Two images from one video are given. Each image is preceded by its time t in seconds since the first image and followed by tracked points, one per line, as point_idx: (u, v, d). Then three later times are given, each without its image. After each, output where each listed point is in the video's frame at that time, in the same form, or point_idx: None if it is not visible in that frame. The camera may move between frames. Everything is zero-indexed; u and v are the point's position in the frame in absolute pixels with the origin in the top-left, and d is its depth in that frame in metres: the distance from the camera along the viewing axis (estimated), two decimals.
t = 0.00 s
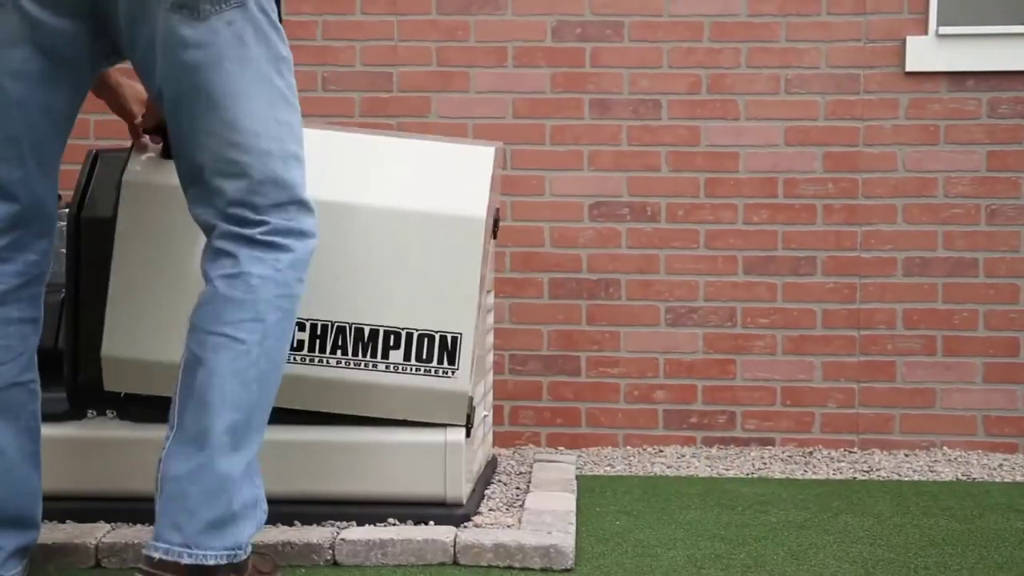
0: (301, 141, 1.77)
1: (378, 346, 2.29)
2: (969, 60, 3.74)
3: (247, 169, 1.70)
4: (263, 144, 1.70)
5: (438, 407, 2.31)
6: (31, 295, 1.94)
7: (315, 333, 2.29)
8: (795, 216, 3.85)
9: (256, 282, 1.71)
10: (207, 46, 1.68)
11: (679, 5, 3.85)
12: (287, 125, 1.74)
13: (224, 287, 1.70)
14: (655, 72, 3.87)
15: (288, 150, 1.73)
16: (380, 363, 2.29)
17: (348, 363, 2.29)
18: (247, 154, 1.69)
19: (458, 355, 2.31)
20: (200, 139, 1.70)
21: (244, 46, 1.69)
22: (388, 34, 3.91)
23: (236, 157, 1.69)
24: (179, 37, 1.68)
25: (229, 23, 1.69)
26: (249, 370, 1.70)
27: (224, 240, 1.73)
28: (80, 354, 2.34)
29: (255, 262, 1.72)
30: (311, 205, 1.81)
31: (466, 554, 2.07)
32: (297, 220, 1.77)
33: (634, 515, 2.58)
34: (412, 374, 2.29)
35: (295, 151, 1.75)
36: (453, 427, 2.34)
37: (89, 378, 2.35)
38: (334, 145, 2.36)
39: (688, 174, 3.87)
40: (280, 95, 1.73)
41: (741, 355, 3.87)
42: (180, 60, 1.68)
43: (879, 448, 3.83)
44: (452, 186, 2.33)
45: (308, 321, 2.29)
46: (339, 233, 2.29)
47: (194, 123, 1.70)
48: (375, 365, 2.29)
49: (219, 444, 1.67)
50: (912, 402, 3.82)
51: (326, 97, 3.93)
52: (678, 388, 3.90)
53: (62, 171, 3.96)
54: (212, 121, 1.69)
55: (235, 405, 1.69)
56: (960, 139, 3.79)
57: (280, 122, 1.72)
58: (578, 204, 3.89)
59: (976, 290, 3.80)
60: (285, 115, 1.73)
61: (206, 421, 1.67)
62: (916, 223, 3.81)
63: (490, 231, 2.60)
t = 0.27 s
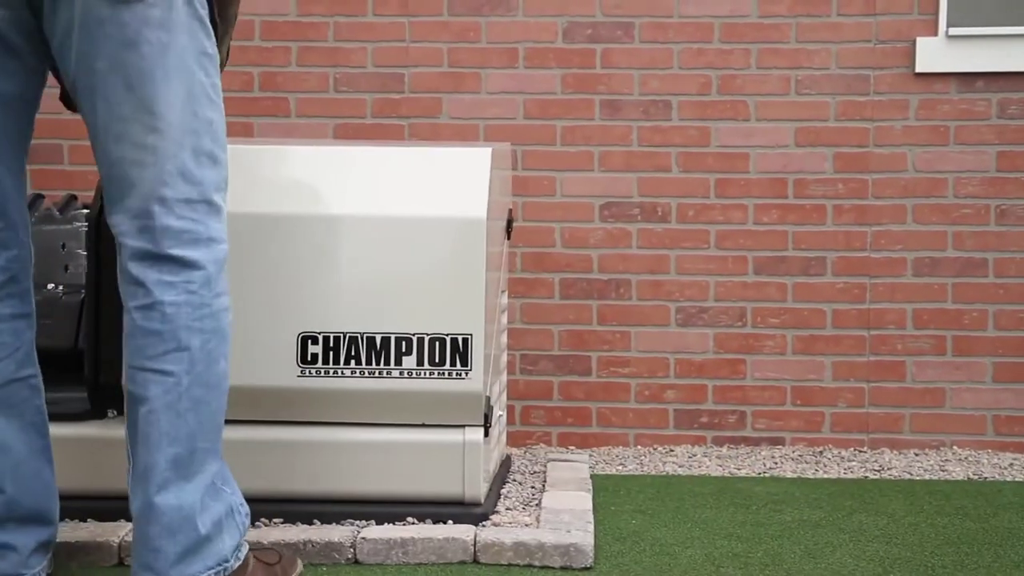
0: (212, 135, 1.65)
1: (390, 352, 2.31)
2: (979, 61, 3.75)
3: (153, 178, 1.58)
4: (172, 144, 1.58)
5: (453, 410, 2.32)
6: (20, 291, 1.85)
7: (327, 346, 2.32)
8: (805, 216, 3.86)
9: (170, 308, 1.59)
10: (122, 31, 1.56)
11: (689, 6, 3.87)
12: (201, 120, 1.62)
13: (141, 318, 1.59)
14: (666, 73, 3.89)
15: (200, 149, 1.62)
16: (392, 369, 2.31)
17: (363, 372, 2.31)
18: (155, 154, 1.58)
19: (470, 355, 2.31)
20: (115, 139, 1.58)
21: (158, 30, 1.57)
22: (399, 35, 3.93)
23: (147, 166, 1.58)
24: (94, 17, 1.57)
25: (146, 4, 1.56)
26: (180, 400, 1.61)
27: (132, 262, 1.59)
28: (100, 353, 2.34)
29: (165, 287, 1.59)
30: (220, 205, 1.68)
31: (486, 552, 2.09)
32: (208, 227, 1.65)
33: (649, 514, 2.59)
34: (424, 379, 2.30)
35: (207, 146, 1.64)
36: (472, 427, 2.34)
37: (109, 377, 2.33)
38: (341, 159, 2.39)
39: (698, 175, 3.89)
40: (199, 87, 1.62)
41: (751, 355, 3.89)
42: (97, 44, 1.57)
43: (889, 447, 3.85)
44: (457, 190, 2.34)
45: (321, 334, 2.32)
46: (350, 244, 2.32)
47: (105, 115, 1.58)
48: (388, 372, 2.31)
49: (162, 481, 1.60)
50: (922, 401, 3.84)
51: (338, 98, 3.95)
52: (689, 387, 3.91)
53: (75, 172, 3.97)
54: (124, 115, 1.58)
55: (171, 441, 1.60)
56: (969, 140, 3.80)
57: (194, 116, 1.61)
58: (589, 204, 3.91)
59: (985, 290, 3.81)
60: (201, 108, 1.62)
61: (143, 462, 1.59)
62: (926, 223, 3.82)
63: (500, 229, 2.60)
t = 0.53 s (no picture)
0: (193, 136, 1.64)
1: (413, 351, 2.33)
2: (992, 60, 3.77)
3: (136, 187, 1.59)
4: (148, 149, 1.59)
5: (476, 407, 2.34)
6: (17, 286, 1.89)
7: (350, 344, 2.34)
8: (818, 215, 3.88)
9: (172, 309, 1.61)
10: (89, 46, 1.58)
11: (703, 6, 3.88)
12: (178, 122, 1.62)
13: (143, 321, 1.61)
14: (680, 73, 3.90)
15: (179, 151, 1.62)
16: (415, 367, 2.33)
17: (388, 370, 2.33)
18: (135, 161, 1.58)
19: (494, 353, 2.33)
20: (94, 154, 1.59)
21: (121, 40, 1.58)
22: (414, 35, 3.94)
23: (129, 174, 1.58)
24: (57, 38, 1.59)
25: (106, 17, 1.58)
26: (189, 399, 1.63)
27: (128, 268, 1.60)
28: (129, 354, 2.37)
29: (164, 290, 1.61)
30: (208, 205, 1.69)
31: (512, 548, 2.11)
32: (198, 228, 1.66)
33: (669, 511, 2.62)
34: (448, 377, 2.33)
35: (186, 149, 1.64)
36: (494, 424, 2.37)
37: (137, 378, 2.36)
38: (355, 159, 2.40)
39: (712, 174, 3.90)
40: (173, 91, 1.61)
41: (765, 353, 3.90)
42: (66, 61, 1.59)
43: (902, 445, 3.87)
44: (476, 190, 2.35)
45: (345, 333, 2.34)
46: (369, 244, 2.34)
47: (82, 130, 1.60)
48: (413, 370, 2.33)
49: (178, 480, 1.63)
50: (935, 400, 3.86)
51: (353, 98, 3.96)
52: (703, 385, 3.93)
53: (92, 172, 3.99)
54: (100, 128, 1.58)
55: (184, 439, 1.64)
56: (983, 139, 3.82)
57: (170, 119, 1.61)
58: (603, 203, 3.92)
59: (999, 289, 3.83)
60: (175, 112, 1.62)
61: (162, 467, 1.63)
62: (939, 222, 3.84)
63: (519, 229, 2.61)
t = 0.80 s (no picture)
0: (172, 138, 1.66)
1: (433, 350, 2.35)
2: (1001, 61, 3.78)
3: (107, 186, 1.64)
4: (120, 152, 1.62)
5: (495, 406, 2.36)
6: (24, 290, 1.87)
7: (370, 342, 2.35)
8: (828, 215, 3.89)
9: (110, 303, 1.63)
10: (65, 52, 1.62)
11: (713, 7, 3.90)
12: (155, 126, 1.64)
13: (86, 314, 1.62)
14: (690, 73, 3.92)
15: (155, 155, 1.65)
16: (436, 367, 2.35)
17: (407, 369, 2.35)
18: (109, 162, 1.63)
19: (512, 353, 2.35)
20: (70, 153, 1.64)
21: (97, 47, 1.61)
22: (425, 35, 3.96)
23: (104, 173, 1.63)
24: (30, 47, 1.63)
25: (80, 26, 1.61)
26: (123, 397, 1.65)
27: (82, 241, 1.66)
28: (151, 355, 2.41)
29: (104, 279, 1.63)
30: (189, 205, 1.71)
31: (532, 547, 2.13)
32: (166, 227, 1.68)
33: (684, 509, 2.63)
34: (468, 376, 2.34)
35: (166, 152, 1.66)
36: (513, 423, 2.39)
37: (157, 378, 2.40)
38: (367, 160, 2.42)
39: (722, 174, 3.92)
40: (151, 95, 1.64)
41: (775, 353, 3.92)
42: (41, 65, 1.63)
43: (912, 444, 3.89)
44: (486, 190, 2.37)
45: (365, 332, 2.35)
46: (378, 243, 2.36)
47: (59, 131, 1.64)
48: (433, 370, 2.34)
49: (56, 471, 1.58)
50: (945, 399, 3.87)
51: (364, 98, 3.98)
52: (713, 384, 3.95)
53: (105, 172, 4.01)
54: (71, 131, 1.63)
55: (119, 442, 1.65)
56: (992, 139, 3.83)
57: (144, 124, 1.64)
58: (614, 203, 3.94)
59: (1008, 288, 3.84)
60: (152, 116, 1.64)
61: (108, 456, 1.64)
62: (949, 222, 3.85)
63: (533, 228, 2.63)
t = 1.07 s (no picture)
0: (45, 170, 1.77)
1: (451, 348, 2.36)
2: (1011, 61, 3.79)
3: None
4: None
5: (513, 406, 2.38)
6: None
7: (388, 340, 2.36)
8: (838, 215, 3.90)
9: None
10: None
11: (723, 7, 3.91)
12: (28, 151, 1.75)
13: None
14: (700, 73, 3.93)
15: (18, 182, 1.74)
16: (454, 365, 2.37)
17: (425, 368, 2.37)
18: None
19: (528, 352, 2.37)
20: None
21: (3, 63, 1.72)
22: (436, 36, 3.98)
23: None
24: None
25: None
26: None
27: None
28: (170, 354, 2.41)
29: None
30: (43, 243, 1.78)
31: (550, 544, 2.14)
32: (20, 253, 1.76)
33: (697, 507, 2.65)
34: (486, 375, 2.36)
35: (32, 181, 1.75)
36: (530, 421, 2.41)
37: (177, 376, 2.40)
38: (383, 159, 2.44)
39: (732, 173, 3.93)
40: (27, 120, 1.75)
41: (785, 352, 3.93)
42: None
43: (922, 443, 3.90)
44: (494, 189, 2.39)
45: (382, 331, 2.37)
46: (385, 242, 2.37)
47: None
48: (451, 368, 2.37)
49: None
50: (955, 398, 3.89)
51: (376, 98, 3.99)
52: (723, 383, 3.96)
53: (117, 172, 4.03)
54: None
55: None
56: (1002, 139, 3.84)
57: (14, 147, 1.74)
58: (624, 203, 3.96)
59: (1018, 287, 3.86)
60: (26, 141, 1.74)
61: None
62: (958, 221, 3.87)
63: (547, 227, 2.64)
